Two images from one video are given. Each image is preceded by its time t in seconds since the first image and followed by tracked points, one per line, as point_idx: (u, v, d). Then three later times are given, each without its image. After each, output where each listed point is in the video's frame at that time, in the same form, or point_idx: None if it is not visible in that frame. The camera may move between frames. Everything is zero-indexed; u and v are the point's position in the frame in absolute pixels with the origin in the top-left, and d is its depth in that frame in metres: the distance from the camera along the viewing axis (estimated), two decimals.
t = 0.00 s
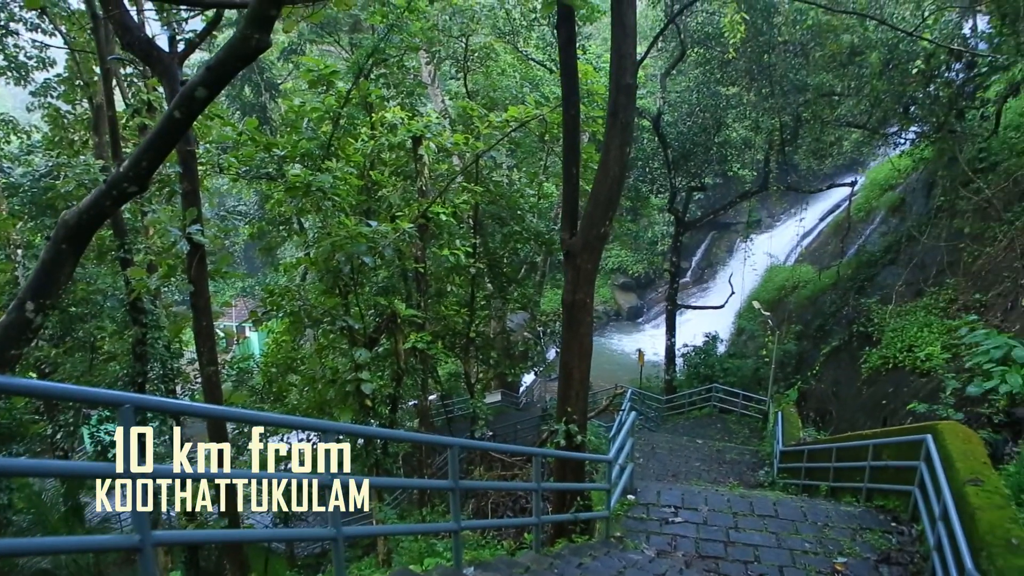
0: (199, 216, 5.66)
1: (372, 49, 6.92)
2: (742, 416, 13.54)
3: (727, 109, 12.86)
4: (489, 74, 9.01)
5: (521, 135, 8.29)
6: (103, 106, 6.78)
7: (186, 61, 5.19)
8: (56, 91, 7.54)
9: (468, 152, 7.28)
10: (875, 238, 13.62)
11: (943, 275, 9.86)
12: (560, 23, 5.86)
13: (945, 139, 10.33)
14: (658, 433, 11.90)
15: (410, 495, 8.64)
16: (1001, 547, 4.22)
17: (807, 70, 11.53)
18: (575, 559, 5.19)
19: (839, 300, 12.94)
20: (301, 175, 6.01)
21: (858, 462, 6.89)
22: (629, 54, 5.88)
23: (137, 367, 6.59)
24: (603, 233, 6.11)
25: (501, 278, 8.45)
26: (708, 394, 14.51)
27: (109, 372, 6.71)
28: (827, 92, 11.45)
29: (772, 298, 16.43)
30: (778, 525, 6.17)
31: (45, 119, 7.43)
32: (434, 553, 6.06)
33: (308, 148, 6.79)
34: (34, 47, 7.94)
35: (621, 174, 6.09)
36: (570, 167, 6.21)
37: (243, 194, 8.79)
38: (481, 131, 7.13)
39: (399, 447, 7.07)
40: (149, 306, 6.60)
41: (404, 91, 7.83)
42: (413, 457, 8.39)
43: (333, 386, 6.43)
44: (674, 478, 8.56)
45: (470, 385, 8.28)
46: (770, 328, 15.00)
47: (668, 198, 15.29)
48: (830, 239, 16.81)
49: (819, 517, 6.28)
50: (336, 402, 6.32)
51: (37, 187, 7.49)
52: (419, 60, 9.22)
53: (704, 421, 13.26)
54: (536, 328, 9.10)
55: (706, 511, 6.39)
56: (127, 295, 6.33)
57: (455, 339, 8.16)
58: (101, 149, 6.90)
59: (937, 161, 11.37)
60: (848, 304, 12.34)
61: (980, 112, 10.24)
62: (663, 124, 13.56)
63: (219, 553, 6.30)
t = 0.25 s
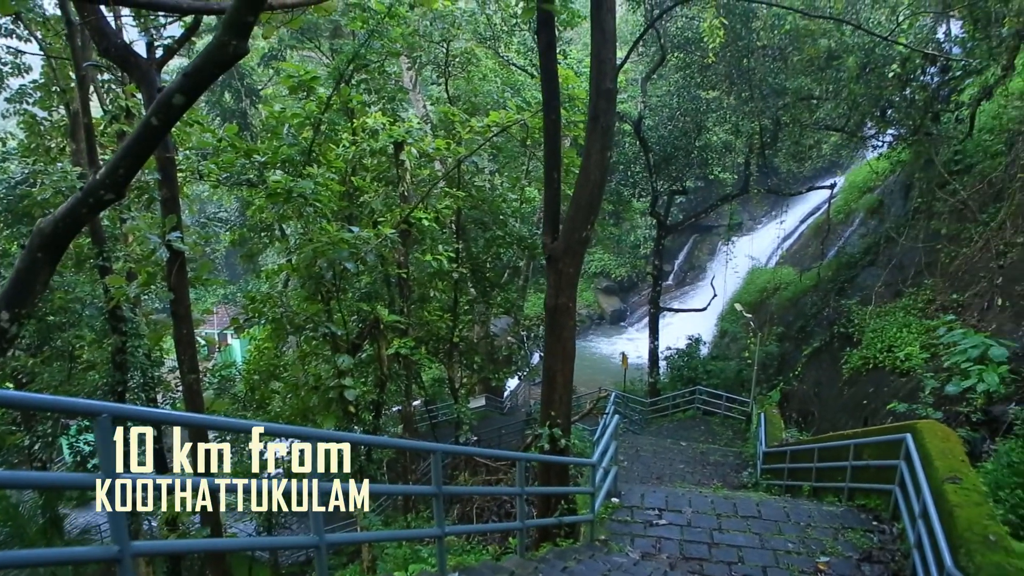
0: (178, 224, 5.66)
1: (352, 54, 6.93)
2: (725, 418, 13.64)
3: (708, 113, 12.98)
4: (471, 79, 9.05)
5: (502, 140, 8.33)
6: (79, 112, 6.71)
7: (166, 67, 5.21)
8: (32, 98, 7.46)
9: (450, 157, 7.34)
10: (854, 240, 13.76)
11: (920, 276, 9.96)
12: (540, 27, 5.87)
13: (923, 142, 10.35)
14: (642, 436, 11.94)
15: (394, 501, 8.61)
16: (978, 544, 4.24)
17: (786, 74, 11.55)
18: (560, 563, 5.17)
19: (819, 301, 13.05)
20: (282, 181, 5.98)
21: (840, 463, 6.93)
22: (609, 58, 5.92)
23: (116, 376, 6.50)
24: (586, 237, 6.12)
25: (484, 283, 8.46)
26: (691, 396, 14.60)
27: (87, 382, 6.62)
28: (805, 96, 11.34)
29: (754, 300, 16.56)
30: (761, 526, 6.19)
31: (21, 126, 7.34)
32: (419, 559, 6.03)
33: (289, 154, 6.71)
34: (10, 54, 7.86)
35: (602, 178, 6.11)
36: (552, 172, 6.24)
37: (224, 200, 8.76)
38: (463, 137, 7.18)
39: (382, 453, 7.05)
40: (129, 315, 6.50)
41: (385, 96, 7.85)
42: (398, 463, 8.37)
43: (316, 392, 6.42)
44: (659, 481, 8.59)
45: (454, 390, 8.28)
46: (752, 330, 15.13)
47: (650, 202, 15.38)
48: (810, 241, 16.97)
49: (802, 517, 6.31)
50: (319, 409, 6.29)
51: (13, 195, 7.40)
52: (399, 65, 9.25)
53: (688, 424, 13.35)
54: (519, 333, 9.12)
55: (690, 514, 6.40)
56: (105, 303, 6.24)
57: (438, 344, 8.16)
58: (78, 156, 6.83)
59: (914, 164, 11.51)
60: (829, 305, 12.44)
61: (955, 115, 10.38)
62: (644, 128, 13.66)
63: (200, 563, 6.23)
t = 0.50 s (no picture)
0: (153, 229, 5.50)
1: (328, 57, 6.90)
2: (704, 419, 13.75)
3: (684, 115, 13.06)
4: (448, 82, 9.06)
5: (479, 143, 8.34)
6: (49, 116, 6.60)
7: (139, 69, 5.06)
8: None
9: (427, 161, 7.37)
10: (829, 241, 13.93)
11: (893, 276, 10.11)
12: (516, 30, 5.88)
13: (894, 145, 10.79)
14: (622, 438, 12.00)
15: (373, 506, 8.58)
16: (949, 538, 4.33)
17: (760, 77, 11.65)
18: (540, 566, 5.15)
19: (796, 302, 13.19)
20: (258, 185, 5.94)
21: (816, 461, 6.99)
22: (585, 62, 5.94)
23: (90, 384, 6.39)
24: (563, 240, 6.14)
25: (463, 286, 8.47)
26: (670, 397, 14.71)
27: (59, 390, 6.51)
28: (780, 98, 11.55)
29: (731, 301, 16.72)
30: (739, 526, 6.23)
31: None
32: (399, 565, 5.99)
33: (265, 158, 6.73)
34: None
35: (579, 181, 6.13)
36: (529, 175, 6.25)
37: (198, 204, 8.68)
38: (441, 140, 7.20)
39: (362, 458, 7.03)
40: (103, 321, 6.37)
41: (362, 99, 7.87)
42: (377, 468, 8.33)
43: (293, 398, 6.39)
44: (638, 482, 8.63)
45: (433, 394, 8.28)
46: (729, 331, 15.29)
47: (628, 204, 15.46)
48: (786, 242, 17.16)
49: (779, 516, 6.36)
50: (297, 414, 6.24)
51: None
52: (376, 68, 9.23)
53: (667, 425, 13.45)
54: (498, 336, 9.12)
55: (669, 515, 6.43)
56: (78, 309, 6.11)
57: (417, 348, 8.16)
58: (48, 159, 6.71)
59: (887, 166, 11.68)
60: (805, 306, 12.59)
61: (925, 117, 10.55)
62: (621, 131, 13.64)
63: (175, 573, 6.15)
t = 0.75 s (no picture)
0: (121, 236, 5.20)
1: (299, 64, 6.87)
2: (678, 423, 13.87)
3: (656, 122, 13.18)
4: (421, 89, 9.08)
5: (452, 149, 8.37)
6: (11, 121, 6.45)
7: (105, 75, 4.70)
8: None
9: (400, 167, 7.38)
10: (800, 245, 14.14)
11: (861, 279, 10.28)
12: (488, 37, 5.88)
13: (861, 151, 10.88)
14: (597, 443, 12.05)
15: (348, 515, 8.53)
16: (915, 538, 4.44)
17: (731, 83, 12.01)
18: (514, 573, 5.12)
19: (767, 306, 13.36)
20: (228, 193, 5.87)
21: (787, 463, 7.07)
22: (557, 68, 5.95)
23: (56, 396, 6.30)
24: (536, 246, 6.15)
25: (437, 293, 8.47)
26: (644, 402, 14.83)
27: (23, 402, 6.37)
28: (750, 105, 11.82)
29: (704, 306, 16.89)
30: (712, 529, 6.27)
31: None
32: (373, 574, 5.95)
33: (236, 165, 6.67)
34: None
35: (552, 187, 6.15)
36: (501, 181, 6.26)
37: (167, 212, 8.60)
38: (413, 146, 7.24)
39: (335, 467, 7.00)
40: (70, 330, 6.29)
41: (335, 105, 7.87)
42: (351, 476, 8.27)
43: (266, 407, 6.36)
44: (613, 487, 8.67)
45: (408, 401, 8.26)
46: (702, 335, 15.48)
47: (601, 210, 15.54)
48: (757, 247, 17.38)
49: (751, 518, 6.42)
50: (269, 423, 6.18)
51: None
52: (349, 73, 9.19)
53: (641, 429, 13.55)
54: (473, 343, 9.11)
55: (643, 519, 6.45)
56: (44, 319, 6.02)
57: (391, 355, 8.16)
58: (11, 166, 6.57)
59: (854, 171, 11.90)
60: (776, 310, 12.75)
61: (891, 124, 10.77)
62: (594, 137, 13.71)
63: None
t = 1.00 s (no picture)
0: (96, 245, 5.10)
1: (275, 70, 6.84)
2: (660, 424, 13.94)
3: (635, 125, 13.29)
4: (399, 94, 9.09)
5: (431, 155, 8.38)
6: None
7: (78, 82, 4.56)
8: None
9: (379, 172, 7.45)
10: (778, 246, 14.27)
11: (839, 279, 10.39)
12: (465, 43, 5.91)
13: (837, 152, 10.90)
14: (579, 446, 12.07)
15: (329, 524, 8.47)
16: (895, 534, 4.49)
17: (707, 86, 12.18)
18: None
19: (747, 306, 13.46)
20: (205, 200, 5.91)
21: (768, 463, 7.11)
22: (534, 73, 5.98)
23: (30, 408, 6.21)
24: (515, 250, 6.17)
25: (418, 298, 8.48)
26: (626, 404, 14.90)
27: None
28: (727, 108, 11.95)
29: (685, 307, 16.98)
30: (695, 530, 6.28)
31: None
32: None
33: (213, 172, 6.63)
34: None
35: (530, 191, 6.17)
36: (480, 186, 6.28)
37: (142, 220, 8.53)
38: (391, 152, 7.32)
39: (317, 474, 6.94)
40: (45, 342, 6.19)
41: (313, 112, 7.80)
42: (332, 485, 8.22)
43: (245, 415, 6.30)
44: (596, 490, 8.68)
45: (390, 407, 8.24)
46: (683, 337, 15.59)
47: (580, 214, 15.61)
48: (736, 249, 17.52)
49: (733, 518, 6.43)
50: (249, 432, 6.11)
51: None
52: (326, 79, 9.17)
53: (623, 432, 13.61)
54: (454, 348, 9.09)
55: (626, 521, 6.44)
56: (17, 330, 5.92)
57: (373, 362, 8.14)
58: None
59: (830, 173, 12.03)
60: (755, 311, 12.84)
61: (866, 126, 10.90)
62: (573, 141, 13.80)
63: None
